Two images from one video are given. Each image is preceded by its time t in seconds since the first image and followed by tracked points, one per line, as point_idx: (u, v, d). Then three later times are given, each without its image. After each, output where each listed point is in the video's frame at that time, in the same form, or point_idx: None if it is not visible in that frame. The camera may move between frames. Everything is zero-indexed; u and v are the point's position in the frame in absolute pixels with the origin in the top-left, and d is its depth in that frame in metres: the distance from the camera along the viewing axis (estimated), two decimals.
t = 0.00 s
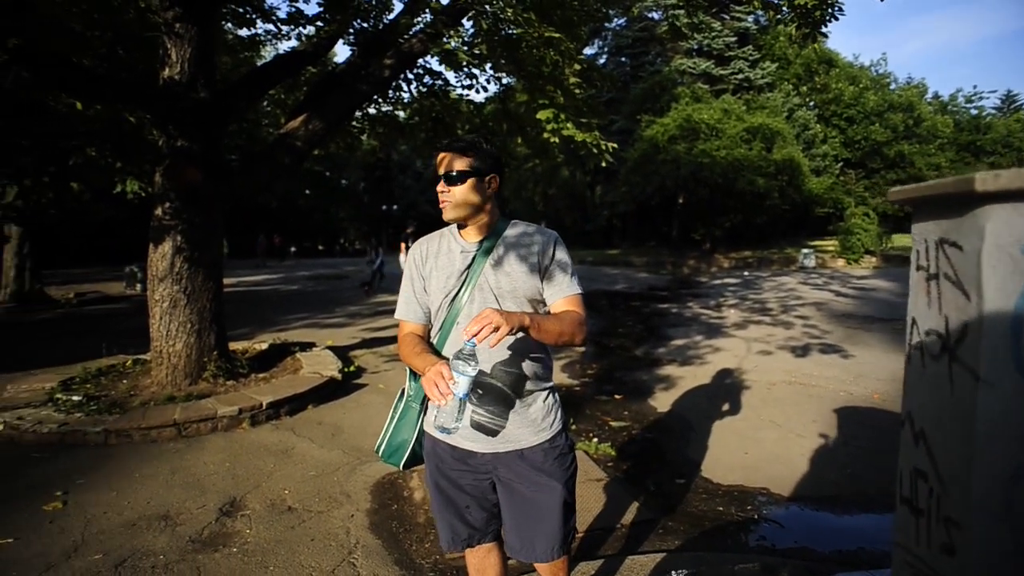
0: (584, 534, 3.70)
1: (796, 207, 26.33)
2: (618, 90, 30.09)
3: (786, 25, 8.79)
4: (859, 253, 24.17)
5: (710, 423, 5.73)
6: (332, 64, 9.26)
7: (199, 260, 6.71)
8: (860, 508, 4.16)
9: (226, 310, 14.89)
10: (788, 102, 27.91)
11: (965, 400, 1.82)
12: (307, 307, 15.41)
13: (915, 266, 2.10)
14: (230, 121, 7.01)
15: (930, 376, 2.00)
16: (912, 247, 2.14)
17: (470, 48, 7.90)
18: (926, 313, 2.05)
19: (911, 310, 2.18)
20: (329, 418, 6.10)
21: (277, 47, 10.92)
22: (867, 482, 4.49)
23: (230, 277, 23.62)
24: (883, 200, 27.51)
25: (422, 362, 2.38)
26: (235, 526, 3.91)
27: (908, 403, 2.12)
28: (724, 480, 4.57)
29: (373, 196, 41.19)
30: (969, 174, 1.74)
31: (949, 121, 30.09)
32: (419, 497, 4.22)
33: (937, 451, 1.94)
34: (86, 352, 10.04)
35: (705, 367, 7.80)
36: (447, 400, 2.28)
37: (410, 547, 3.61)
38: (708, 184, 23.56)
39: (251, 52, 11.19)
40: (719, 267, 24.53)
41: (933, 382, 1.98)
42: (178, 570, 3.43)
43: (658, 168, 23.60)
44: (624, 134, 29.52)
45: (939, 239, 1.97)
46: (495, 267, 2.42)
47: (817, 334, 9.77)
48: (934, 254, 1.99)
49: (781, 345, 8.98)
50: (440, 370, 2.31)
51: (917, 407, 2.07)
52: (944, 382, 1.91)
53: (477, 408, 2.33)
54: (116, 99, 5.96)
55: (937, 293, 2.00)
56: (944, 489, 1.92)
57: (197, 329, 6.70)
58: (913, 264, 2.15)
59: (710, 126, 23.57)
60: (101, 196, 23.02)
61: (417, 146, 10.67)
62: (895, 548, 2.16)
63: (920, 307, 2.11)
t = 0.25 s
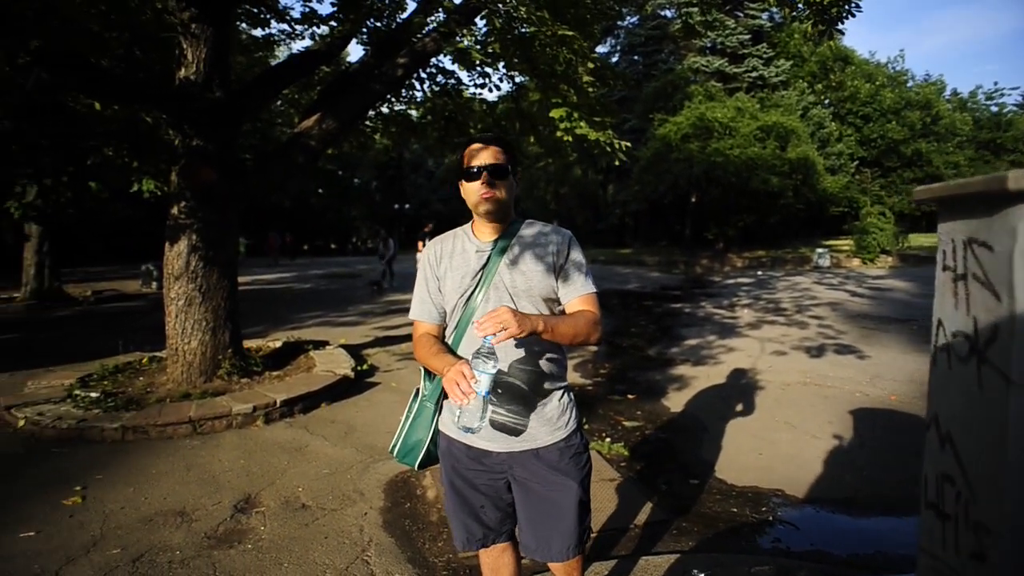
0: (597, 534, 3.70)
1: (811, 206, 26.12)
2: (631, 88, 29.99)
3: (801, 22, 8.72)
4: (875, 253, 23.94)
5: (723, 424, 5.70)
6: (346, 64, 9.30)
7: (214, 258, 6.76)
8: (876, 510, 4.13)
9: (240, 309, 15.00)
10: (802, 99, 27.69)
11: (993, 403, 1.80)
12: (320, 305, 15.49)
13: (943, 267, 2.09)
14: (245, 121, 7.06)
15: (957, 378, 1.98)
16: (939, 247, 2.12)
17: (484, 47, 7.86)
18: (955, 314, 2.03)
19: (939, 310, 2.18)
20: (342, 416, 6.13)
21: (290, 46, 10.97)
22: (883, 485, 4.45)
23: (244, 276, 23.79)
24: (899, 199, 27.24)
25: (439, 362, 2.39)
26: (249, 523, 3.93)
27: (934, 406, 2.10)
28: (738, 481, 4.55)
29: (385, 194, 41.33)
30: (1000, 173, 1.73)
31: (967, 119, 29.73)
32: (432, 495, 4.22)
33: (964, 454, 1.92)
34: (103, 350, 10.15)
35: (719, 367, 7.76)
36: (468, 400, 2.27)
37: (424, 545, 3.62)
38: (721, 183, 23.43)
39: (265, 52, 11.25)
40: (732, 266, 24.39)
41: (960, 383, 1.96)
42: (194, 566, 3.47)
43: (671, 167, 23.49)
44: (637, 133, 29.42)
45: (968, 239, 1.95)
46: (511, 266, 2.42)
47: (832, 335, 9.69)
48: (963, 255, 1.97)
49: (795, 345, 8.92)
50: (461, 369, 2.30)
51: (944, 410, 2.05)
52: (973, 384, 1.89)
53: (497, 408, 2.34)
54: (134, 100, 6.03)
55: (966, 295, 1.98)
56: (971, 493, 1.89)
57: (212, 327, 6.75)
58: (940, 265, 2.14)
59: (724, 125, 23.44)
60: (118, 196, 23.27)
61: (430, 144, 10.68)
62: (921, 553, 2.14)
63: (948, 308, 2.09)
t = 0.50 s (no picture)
0: (616, 538, 3.68)
1: (831, 207, 25.85)
2: (648, 89, 29.89)
3: (822, 21, 8.63)
4: (897, 254, 23.63)
5: (743, 427, 5.66)
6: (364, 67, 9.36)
7: (235, 260, 6.83)
8: (900, 517, 4.06)
9: (260, 310, 15.15)
10: (822, 98, 27.44)
11: None
12: (338, 306, 15.60)
13: (980, 270, 2.05)
14: (265, 124, 7.12)
15: (997, 383, 1.93)
16: (976, 249, 2.08)
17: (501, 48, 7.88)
18: (994, 318, 1.99)
19: (975, 314, 2.14)
20: (360, 417, 6.16)
21: (309, 50, 11.06)
22: (907, 490, 4.39)
23: (263, 277, 24.03)
24: (922, 199, 26.86)
25: (460, 364, 2.39)
26: (270, 523, 3.97)
27: (972, 411, 2.06)
28: (758, 485, 4.51)
29: (402, 196, 41.54)
30: None
31: (993, 117, 29.26)
32: (450, 497, 4.22)
33: (1006, 462, 1.87)
34: (126, 351, 10.31)
35: (738, 370, 7.71)
36: (491, 402, 2.24)
37: (442, 547, 3.63)
38: (740, 183, 23.26)
39: (284, 55, 11.36)
40: (750, 267, 24.21)
41: (1000, 389, 1.91)
42: (215, 565, 3.50)
43: (689, 168, 23.37)
44: (654, 134, 29.31)
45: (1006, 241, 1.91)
46: (532, 268, 2.42)
47: (854, 337, 9.58)
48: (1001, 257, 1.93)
49: (816, 348, 8.83)
50: (483, 371, 2.27)
51: (982, 415, 2.00)
52: (1014, 390, 1.85)
53: (518, 411, 2.34)
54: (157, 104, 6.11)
55: (1005, 297, 1.96)
56: (1013, 502, 1.85)
57: (233, 328, 6.82)
58: (977, 266, 2.10)
59: (742, 125, 23.26)
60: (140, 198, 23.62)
61: (448, 146, 10.71)
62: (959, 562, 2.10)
63: (986, 310, 2.04)
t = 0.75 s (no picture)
0: (636, 541, 3.66)
1: (853, 205, 25.53)
2: (666, 87, 29.72)
3: (844, 16, 8.52)
4: (922, 253, 23.28)
5: (764, 428, 5.61)
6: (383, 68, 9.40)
7: (255, 260, 6.89)
8: (928, 523, 3.99)
9: (279, 309, 15.29)
10: (844, 95, 27.12)
11: None
12: (356, 306, 15.69)
13: None
14: (284, 125, 7.18)
15: None
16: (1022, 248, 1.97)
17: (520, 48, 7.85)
18: None
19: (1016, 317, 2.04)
20: (379, 416, 6.18)
21: (328, 51, 11.14)
22: (934, 494, 4.31)
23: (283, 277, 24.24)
24: (947, 197, 26.48)
25: (479, 364, 2.39)
26: (290, 520, 4.00)
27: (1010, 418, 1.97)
28: (780, 488, 4.46)
29: (419, 196, 41.67)
30: None
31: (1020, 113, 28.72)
32: (469, 496, 4.23)
33: None
34: (149, 349, 10.46)
35: (758, 370, 7.64)
36: (507, 405, 2.27)
37: (462, 547, 3.63)
38: (760, 182, 23.06)
39: (303, 57, 11.44)
40: (770, 267, 24.01)
41: None
42: (238, 562, 3.54)
43: (707, 167, 23.19)
44: (672, 133, 29.13)
45: None
46: (553, 268, 2.41)
47: (878, 338, 9.45)
48: None
49: (839, 348, 8.72)
50: (499, 374, 2.30)
51: None
52: None
53: (535, 413, 2.34)
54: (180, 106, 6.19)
55: None
56: None
57: (253, 327, 6.88)
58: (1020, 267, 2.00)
59: (762, 123, 23.05)
60: (163, 199, 23.95)
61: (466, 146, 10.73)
62: None
63: None
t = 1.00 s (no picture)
0: (661, 543, 3.63)
1: (882, 203, 25.11)
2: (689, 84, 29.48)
3: (875, 11, 8.37)
4: (953, 253, 22.83)
5: (790, 431, 5.54)
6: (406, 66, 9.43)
7: (281, 257, 6.95)
8: (960, 531, 3.91)
9: (303, 306, 15.45)
10: (873, 92, 26.68)
11: None
12: (379, 303, 15.79)
13: None
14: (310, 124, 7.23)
15: None
16: None
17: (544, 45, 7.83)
18: None
19: None
20: (402, 413, 6.21)
21: (352, 50, 11.21)
22: (967, 501, 4.22)
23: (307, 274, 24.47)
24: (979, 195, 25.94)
25: (504, 364, 2.39)
26: (314, 515, 4.03)
27: None
28: (807, 492, 4.40)
29: (441, 194, 41.81)
30: None
31: None
32: (492, 495, 4.23)
33: None
34: (176, 344, 10.62)
35: (784, 371, 7.55)
36: (531, 405, 2.27)
37: (485, 545, 3.63)
38: (785, 180, 22.77)
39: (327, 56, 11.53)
40: (795, 267, 23.72)
41: None
42: (263, 555, 3.58)
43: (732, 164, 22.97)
44: (696, 130, 28.89)
45: None
46: (579, 267, 2.40)
47: (907, 339, 9.28)
48: None
49: (867, 350, 8.58)
50: (524, 375, 2.29)
51: None
52: None
53: (559, 414, 2.33)
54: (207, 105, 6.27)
55: None
56: None
57: (278, 324, 6.95)
58: None
59: (788, 120, 22.77)
60: (190, 196, 24.33)
61: (489, 144, 10.74)
62: None
63: None
